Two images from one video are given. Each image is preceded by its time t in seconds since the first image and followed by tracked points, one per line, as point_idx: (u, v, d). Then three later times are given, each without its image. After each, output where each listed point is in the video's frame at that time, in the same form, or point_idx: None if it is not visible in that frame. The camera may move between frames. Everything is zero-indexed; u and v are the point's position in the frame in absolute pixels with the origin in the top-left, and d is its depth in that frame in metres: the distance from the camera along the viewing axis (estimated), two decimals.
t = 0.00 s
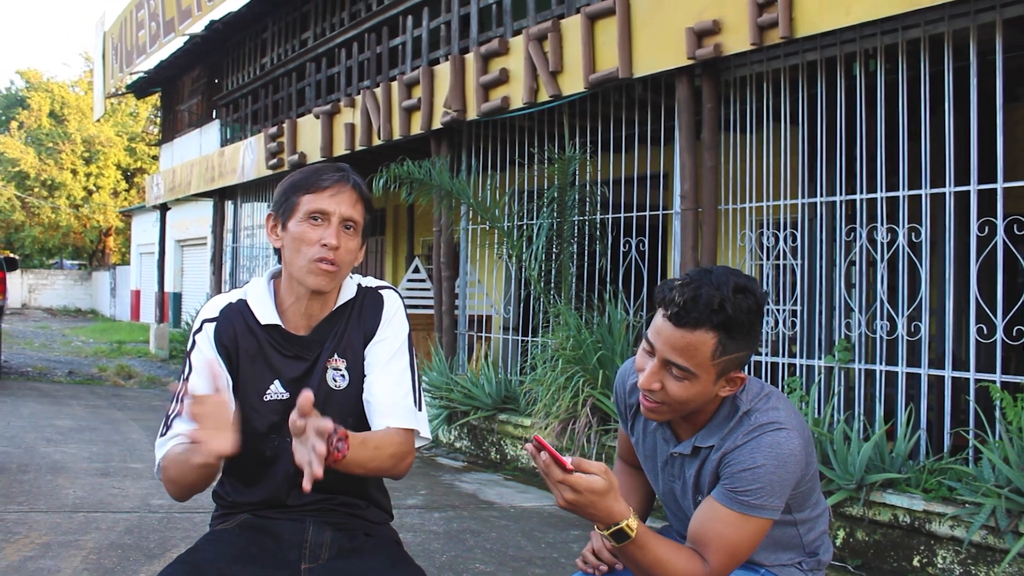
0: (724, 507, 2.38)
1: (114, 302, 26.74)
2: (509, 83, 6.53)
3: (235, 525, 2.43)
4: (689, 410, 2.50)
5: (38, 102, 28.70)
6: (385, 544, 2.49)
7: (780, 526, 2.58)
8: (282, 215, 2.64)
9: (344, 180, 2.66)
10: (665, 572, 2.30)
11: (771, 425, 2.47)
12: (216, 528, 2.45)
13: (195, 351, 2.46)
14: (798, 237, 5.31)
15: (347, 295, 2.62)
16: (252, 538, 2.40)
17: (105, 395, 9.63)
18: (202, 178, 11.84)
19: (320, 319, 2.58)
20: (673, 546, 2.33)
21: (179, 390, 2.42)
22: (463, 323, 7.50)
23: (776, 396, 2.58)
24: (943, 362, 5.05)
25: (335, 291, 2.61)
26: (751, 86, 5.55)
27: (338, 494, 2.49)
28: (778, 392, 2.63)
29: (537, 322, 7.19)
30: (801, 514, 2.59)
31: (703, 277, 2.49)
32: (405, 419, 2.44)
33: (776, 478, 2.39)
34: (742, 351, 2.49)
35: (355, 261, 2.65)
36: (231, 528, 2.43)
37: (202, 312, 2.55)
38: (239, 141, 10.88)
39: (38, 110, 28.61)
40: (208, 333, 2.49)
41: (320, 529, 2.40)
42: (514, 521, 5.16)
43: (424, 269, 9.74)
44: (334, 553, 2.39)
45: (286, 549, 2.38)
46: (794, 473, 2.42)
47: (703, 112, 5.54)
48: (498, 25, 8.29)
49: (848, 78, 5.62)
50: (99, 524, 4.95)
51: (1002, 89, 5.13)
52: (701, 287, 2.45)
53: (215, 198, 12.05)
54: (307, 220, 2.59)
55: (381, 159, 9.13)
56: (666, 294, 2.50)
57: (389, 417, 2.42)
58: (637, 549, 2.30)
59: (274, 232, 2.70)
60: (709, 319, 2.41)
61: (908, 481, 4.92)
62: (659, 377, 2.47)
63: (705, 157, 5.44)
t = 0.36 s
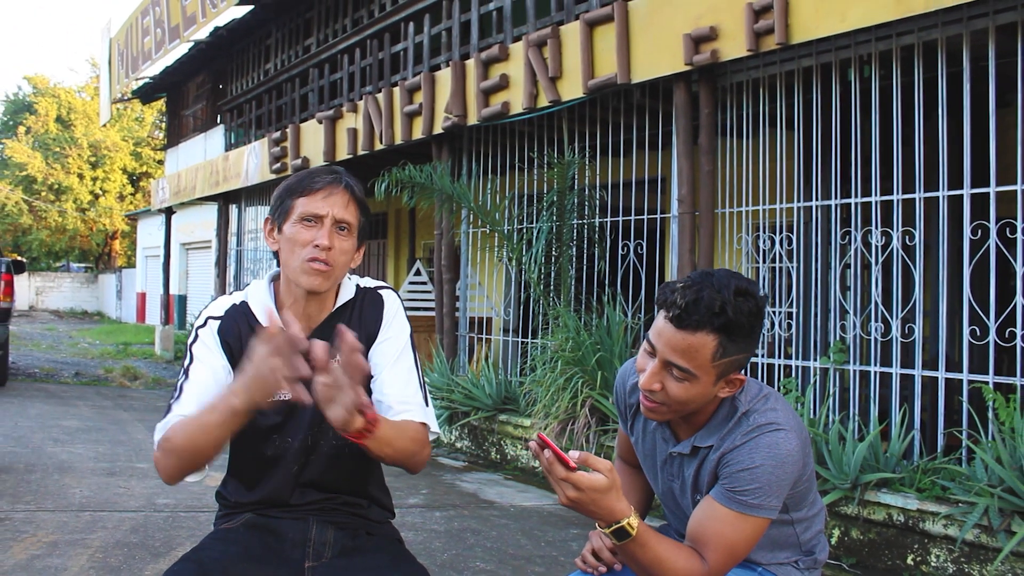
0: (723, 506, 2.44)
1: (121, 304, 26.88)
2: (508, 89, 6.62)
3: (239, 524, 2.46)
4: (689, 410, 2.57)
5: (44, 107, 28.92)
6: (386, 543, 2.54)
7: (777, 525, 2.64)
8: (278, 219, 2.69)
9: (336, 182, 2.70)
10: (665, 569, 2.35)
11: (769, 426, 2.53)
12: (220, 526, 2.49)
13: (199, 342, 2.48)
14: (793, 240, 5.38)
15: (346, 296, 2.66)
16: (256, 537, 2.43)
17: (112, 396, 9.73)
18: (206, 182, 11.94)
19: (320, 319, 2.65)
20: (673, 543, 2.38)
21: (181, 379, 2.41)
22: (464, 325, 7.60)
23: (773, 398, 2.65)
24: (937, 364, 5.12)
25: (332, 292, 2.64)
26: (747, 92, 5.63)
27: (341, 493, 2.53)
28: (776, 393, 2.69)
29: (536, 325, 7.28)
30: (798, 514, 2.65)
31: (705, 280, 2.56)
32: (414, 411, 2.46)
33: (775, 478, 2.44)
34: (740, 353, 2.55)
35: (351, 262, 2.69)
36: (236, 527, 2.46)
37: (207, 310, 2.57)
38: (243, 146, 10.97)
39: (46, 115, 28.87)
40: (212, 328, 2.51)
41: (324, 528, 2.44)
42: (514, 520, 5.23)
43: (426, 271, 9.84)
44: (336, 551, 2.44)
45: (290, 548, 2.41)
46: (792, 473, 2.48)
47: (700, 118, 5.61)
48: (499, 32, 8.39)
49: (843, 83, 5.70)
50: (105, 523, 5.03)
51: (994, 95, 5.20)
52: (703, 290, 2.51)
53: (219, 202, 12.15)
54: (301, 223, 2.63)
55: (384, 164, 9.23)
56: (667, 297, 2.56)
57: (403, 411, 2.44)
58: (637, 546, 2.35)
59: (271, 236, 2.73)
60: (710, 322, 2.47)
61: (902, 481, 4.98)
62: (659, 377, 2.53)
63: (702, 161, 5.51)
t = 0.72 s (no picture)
0: (722, 506, 2.44)
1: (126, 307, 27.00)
2: (509, 94, 6.71)
3: (244, 523, 2.52)
4: (688, 411, 2.58)
5: (51, 112, 29.08)
6: (388, 543, 2.59)
7: (774, 525, 2.65)
8: (290, 222, 2.74)
9: (349, 189, 2.77)
10: (665, 568, 2.34)
11: (768, 427, 2.54)
12: (224, 527, 2.55)
13: (192, 344, 2.55)
14: (789, 243, 5.46)
15: (353, 298, 2.73)
16: (260, 536, 2.49)
17: (118, 397, 9.82)
18: (211, 186, 12.04)
19: (326, 324, 2.66)
20: (672, 542, 2.37)
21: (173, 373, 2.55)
22: (465, 327, 7.71)
23: (771, 400, 2.66)
24: (930, 365, 5.20)
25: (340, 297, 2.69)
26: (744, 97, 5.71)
27: (343, 493, 2.59)
28: (774, 396, 2.71)
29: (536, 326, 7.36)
30: (795, 514, 2.65)
31: (705, 283, 2.56)
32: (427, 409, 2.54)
33: (773, 478, 2.45)
34: (741, 356, 2.56)
35: (360, 268, 2.74)
36: (241, 526, 2.52)
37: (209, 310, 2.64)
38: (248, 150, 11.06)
39: (52, 120, 29.04)
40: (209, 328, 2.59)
41: (326, 527, 2.50)
42: (513, 519, 5.31)
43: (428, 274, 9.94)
44: (339, 550, 2.50)
45: (293, 547, 2.47)
46: (790, 474, 2.49)
47: (697, 122, 5.70)
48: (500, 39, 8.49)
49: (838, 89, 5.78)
50: (112, 521, 5.10)
51: (986, 100, 5.28)
52: (704, 293, 2.51)
53: (224, 206, 12.25)
54: (313, 228, 2.69)
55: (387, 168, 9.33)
56: (668, 300, 2.55)
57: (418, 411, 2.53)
58: (638, 545, 2.33)
59: (281, 240, 2.78)
60: (710, 325, 2.47)
61: (897, 480, 5.05)
62: (660, 379, 2.53)
63: (699, 166, 5.59)
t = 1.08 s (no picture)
0: (721, 505, 2.45)
1: (132, 309, 27.13)
2: (509, 99, 6.80)
3: (249, 521, 2.59)
4: (688, 411, 2.57)
5: (58, 117, 29.25)
6: (390, 541, 2.66)
7: (771, 524, 2.64)
8: (286, 226, 2.79)
9: (344, 193, 2.82)
10: (665, 566, 2.34)
11: (767, 428, 2.56)
12: (229, 524, 2.60)
13: (200, 352, 2.61)
14: (786, 246, 5.54)
15: (351, 301, 2.78)
16: (265, 534, 2.55)
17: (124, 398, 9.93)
18: (215, 190, 12.14)
19: (325, 324, 2.73)
20: (673, 541, 2.38)
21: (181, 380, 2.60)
22: (467, 329, 7.81)
23: (770, 400, 2.67)
24: (923, 366, 5.27)
25: (339, 298, 2.75)
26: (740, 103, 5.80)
27: (348, 494, 2.68)
28: (773, 397, 2.71)
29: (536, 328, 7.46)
30: (793, 513, 2.64)
31: (707, 286, 2.57)
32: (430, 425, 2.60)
33: (771, 478, 2.46)
34: (741, 358, 2.56)
35: (357, 270, 2.79)
36: (246, 523, 2.59)
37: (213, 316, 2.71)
38: (252, 155, 11.16)
39: (58, 125, 29.21)
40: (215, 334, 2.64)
41: (330, 526, 2.57)
42: (513, 518, 5.39)
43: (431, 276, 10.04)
44: (342, 548, 2.56)
45: (296, 545, 2.54)
46: (788, 474, 2.50)
47: (695, 127, 5.77)
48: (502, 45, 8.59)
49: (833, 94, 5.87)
50: (118, 520, 5.19)
51: (979, 105, 5.36)
52: (706, 296, 2.52)
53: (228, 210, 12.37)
54: (309, 232, 2.74)
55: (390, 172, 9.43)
56: (671, 299, 2.58)
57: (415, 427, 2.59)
58: (639, 544, 2.33)
59: (280, 244, 2.85)
60: (711, 325, 2.48)
61: (891, 480, 5.12)
62: (660, 378, 2.54)
63: (697, 170, 5.67)
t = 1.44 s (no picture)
0: (729, 506, 2.42)
1: (133, 309, 27.14)
2: (509, 99, 6.81)
3: (251, 525, 2.54)
4: (701, 412, 2.52)
5: (58, 117, 29.30)
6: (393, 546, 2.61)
7: (778, 527, 2.60)
8: (262, 261, 2.54)
9: (315, 213, 2.55)
10: (671, 559, 2.35)
11: (776, 430, 2.51)
12: (231, 527, 2.55)
13: (194, 394, 2.46)
14: (785, 246, 5.54)
15: (352, 332, 2.59)
16: (266, 541, 2.50)
17: (124, 397, 9.94)
18: (215, 190, 12.14)
19: (329, 349, 2.57)
20: (683, 535, 2.37)
21: (178, 426, 2.47)
22: (467, 329, 7.81)
23: (780, 401, 2.62)
24: (923, 366, 5.27)
25: (339, 324, 2.57)
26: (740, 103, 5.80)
27: (349, 498, 2.58)
28: (784, 398, 2.66)
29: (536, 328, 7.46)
30: (799, 517, 2.61)
31: (725, 289, 2.49)
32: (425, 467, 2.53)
33: (780, 481, 2.43)
34: (756, 361, 2.50)
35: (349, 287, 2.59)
36: (248, 527, 2.53)
37: (205, 350, 2.53)
38: (252, 155, 11.17)
39: (59, 125, 29.27)
40: (210, 374, 2.49)
41: (332, 533, 2.52)
42: (513, 518, 5.39)
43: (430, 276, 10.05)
44: (345, 554, 2.52)
45: (298, 552, 2.49)
46: (796, 476, 2.47)
47: (694, 127, 5.77)
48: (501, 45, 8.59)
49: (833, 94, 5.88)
50: (118, 520, 5.18)
51: (978, 105, 5.36)
52: (724, 301, 2.45)
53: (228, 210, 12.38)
54: (292, 266, 2.50)
55: (390, 172, 9.43)
56: (688, 305, 2.50)
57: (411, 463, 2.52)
58: (654, 534, 2.33)
59: (259, 278, 2.59)
60: (729, 332, 2.42)
61: (891, 480, 5.12)
62: (674, 382, 2.48)
63: (697, 169, 5.66)
